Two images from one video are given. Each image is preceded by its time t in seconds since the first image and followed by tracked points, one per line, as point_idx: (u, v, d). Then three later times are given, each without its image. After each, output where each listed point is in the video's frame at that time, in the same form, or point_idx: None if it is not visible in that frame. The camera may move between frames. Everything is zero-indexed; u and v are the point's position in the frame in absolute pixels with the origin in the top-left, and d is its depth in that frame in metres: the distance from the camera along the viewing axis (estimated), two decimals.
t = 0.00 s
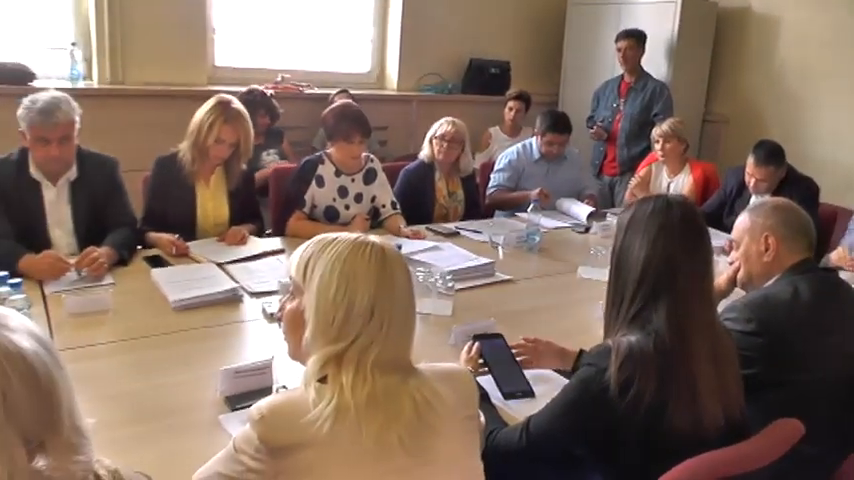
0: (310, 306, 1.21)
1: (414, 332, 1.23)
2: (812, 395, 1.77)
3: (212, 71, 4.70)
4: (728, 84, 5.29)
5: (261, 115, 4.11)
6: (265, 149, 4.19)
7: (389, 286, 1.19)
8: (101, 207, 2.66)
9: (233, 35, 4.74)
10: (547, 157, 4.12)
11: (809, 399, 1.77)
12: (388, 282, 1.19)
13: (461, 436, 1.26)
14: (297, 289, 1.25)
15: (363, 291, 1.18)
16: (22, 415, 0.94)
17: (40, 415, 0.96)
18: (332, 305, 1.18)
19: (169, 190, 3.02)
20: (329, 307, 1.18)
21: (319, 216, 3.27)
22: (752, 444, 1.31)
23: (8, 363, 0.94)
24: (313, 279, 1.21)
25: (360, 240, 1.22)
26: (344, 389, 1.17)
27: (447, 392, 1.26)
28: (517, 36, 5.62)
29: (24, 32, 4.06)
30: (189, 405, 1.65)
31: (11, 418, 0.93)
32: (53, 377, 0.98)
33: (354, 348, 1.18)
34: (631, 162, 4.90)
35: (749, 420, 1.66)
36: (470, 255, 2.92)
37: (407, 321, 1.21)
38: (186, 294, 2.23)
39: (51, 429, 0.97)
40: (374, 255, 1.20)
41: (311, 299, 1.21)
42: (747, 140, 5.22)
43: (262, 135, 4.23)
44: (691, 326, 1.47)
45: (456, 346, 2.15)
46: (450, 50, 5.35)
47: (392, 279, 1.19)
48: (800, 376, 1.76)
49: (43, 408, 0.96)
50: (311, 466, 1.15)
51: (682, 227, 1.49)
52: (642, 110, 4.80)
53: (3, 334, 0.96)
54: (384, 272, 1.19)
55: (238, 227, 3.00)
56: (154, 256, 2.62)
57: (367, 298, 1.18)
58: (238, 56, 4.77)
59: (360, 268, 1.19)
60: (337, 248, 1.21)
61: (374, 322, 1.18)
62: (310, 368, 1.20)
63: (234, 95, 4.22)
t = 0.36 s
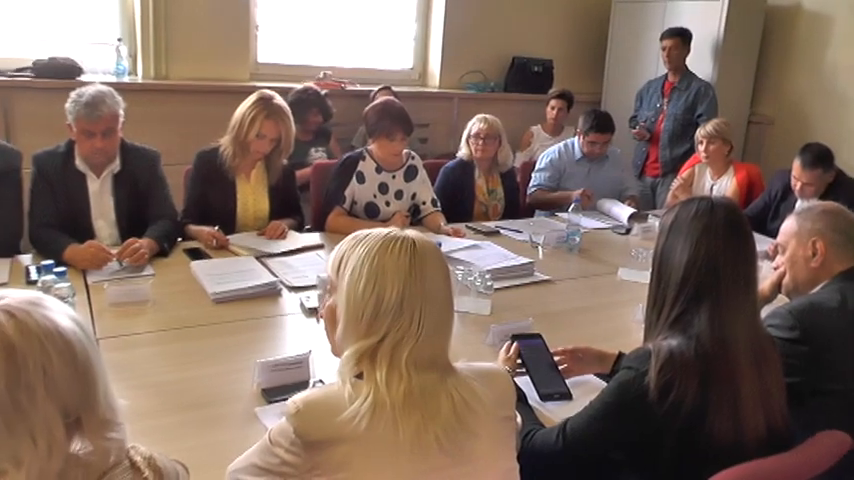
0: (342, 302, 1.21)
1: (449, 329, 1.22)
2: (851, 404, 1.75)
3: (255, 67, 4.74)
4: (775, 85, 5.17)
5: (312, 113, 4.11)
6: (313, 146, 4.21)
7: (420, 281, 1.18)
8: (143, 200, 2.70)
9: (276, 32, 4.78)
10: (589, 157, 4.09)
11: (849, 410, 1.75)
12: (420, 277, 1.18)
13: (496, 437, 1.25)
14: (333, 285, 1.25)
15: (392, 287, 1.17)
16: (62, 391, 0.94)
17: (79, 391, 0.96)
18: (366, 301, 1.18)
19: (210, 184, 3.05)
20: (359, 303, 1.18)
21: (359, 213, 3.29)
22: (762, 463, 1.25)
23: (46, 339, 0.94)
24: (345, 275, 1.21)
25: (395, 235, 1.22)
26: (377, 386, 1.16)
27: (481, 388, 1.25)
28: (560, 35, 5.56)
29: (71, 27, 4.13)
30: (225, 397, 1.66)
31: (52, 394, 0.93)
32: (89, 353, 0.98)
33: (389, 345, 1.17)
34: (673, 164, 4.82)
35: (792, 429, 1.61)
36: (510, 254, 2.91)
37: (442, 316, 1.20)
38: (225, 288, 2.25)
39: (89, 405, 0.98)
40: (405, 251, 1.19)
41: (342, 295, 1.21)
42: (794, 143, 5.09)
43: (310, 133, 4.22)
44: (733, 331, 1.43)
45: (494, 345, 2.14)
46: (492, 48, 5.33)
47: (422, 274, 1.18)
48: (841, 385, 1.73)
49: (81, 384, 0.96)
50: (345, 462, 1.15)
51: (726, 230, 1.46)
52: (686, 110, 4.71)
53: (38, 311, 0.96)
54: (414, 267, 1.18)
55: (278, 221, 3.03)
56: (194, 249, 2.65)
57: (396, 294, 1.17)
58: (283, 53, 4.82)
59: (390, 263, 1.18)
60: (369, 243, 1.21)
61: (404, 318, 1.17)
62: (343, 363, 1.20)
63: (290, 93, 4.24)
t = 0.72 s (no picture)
0: (375, 297, 1.20)
1: (484, 330, 1.21)
2: None
3: (297, 64, 4.78)
4: (825, 85, 5.02)
5: (361, 111, 4.05)
6: (357, 140, 4.13)
7: (455, 280, 1.17)
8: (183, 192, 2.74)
9: (319, 28, 4.80)
10: (630, 157, 4.04)
11: None
12: (455, 276, 1.17)
13: (528, 439, 1.24)
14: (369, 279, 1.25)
15: (425, 285, 1.16)
16: (96, 364, 0.91)
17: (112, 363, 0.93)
18: (401, 298, 1.17)
19: (249, 177, 3.09)
20: (391, 299, 1.18)
21: (398, 209, 3.29)
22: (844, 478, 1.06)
23: (79, 311, 0.91)
24: (381, 271, 1.20)
25: (431, 231, 1.21)
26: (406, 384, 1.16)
27: (514, 389, 1.24)
28: (604, 33, 5.49)
29: (118, 22, 4.19)
30: (260, 388, 1.67)
31: (87, 364, 0.90)
32: (119, 327, 0.95)
33: (423, 344, 1.17)
34: (715, 166, 4.73)
35: (833, 441, 1.56)
36: (548, 254, 2.88)
37: (477, 317, 1.19)
38: (261, 280, 2.27)
39: (121, 378, 0.95)
40: (441, 249, 1.18)
41: (377, 291, 1.20)
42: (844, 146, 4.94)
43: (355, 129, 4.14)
44: (774, 337, 1.40)
45: (529, 345, 2.12)
46: (535, 46, 5.28)
47: (457, 274, 1.17)
48: None
49: (113, 356, 0.93)
50: (375, 459, 1.14)
51: (768, 233, 1.42)
52: (730, 111, 4.62)
53: (67, 287, 0.93)
54: (449, 266, 1.17)
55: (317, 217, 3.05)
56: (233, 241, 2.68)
57: (429, 292, 1.16)
58: (326, 49, 4.86)
59: (425, 261, 1.17)
60: (406, 240, 1.20)
61: (437, 317, 1.16)
62: (376, 359, 1.19)
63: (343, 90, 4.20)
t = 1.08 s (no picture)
0: (417, 297, 1.20)
1: (521, 328, 1.21)
2: None
3: (344, 64, 4.82)
4: None
5: (404, 107, 4.07)
6: (400, 139, 4.13)
7: (498, 277, 1.17)
8: (227, 188, 2.79)
9: (366, 29, 4.84)
10: (680, 157, 3.98)
11: None
12: (497, 273, 1.18)
13: (563, 441, 1.22)
14: (403, 280, 1.24)
15: (471, 283, 1.16)
16: (126, 345, 0.92)
17: (140, 345, 0.94)
18: (441, 297, 1.17)
19: (294, 175, 3.12)
20: (436, 297, 1.17)
21: (441, 209, 3.29)
22: None
23: (108, 294, 0.92)
24: (420, 269, 1.20)
25: (468, 231, 1.21)
26: (449, 382, 1.16)
27: (549, 390, 1.23)
28: (653, 33, 5.41)
29: (168, 21, 4.20)
30: (297, 384, 1.69)
31: (119, 345, 0.91)
32: (147, 312, 0.97)
33: (462, 342, 1.17)
34: (765, 169, 4.61)
35: None
36: (591, 257, 2.84)
37: (514, 315, 1.19)
38: (303, 277, 2.29)
39: (150, 361, 0.96)
40: (480, 245, 1.18)
41: (417, 289, 1.20)
42: None
43: (396, 126, 4.15)
44: (820, 346, 1.35)
45: (569, 348, 2.10)
46: (583, 46, 5.22)
47: (499, 271, 1.18)
48: None
49: (142, 339, 0.95)
50: (410, 456, 1.14)
51: (816, 238, 1.37)
52: (782, 112, 4.50)
53: (95, 275, 0.95)
54: (491, 263, 1.17)
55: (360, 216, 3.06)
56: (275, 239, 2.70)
57: (474, 290, 1.16)
58: (373, 49, 4.89)
59: (467, 258, 1.17)
60: (444, 238, 1.20)
61: (482, 317, 1.16)
62: (415, 357, 1.19)
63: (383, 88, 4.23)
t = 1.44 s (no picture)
0: (453, 300, 1.20)
1: (560, 329, 1.20)
2: None
3: (397, 66, 4.85)
4: None
5: (456, 110, 4.07)
6: (453, 141, 4.14)
7: (535, 277, 1.16)
8: (278, 187, 2.82)
9: (420, 31, 4.86)
10: (735, 163, 3.88)
11: None
12: (533, 273, 1.17)
13: (604, 445, 1.19)
14: (441, 284, 1.24)
15: (507, 284, 1.16)
16: (173, 344, 0.94)
17: (186, 344, 0.96)
18: (479, 299, 1.17)
19: (344, 175, 3.14)
20: (473, 299, 1.17)
21: (492, 212, 3.28)
22: None
23: (157, 293, 0.94)
24: (456, 273, 1.20)
25: (504, 233, 1.20)
26: (489, 384, 1.15)
27: (590, 392, 1.21)
28: (712, 35, 5.29)
29: (224, 25, 4.28)
30: (340, 383, 1.70)
31: (166, 343, 0.94)
32: (195, 311, 0.99)
33: (500, 344, 1.16)
34: (827, 175, 4.45)
35: None
36: (642, 263, 2.80)
37: (552, 316, 1.18)
38: (351, 277, 2.31)
39: (195, 360, 0.97)
40: (515, 246, 1.18)
41: (454, 293, 1.19)
42: None
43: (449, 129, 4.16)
44: None
45: (616, 355, 2.06)
46: (639, 47, 5.13)
47: (536, 271, 1.17)
48: None
49: (189, 338, 0.96)
50: (447, 458, 1.14)
51: None
52: (848, 114, 4.33)
53: (146, 272, 0.97)
54: (527, 264, 1.16)
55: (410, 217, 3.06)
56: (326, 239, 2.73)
57: (511, 291, 1.16)
58: (427, 51, 4.91)
59: (503, 259, 1.17)
60: (480, 239, 1.20)
61: (519, 318, 1.16)
62: (453, 359, 1.19)
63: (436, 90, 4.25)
